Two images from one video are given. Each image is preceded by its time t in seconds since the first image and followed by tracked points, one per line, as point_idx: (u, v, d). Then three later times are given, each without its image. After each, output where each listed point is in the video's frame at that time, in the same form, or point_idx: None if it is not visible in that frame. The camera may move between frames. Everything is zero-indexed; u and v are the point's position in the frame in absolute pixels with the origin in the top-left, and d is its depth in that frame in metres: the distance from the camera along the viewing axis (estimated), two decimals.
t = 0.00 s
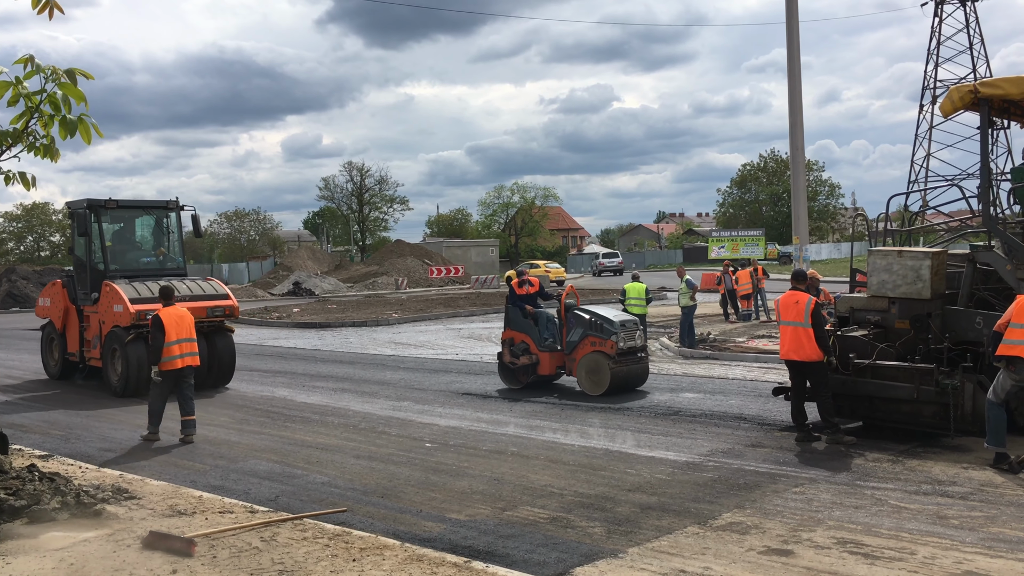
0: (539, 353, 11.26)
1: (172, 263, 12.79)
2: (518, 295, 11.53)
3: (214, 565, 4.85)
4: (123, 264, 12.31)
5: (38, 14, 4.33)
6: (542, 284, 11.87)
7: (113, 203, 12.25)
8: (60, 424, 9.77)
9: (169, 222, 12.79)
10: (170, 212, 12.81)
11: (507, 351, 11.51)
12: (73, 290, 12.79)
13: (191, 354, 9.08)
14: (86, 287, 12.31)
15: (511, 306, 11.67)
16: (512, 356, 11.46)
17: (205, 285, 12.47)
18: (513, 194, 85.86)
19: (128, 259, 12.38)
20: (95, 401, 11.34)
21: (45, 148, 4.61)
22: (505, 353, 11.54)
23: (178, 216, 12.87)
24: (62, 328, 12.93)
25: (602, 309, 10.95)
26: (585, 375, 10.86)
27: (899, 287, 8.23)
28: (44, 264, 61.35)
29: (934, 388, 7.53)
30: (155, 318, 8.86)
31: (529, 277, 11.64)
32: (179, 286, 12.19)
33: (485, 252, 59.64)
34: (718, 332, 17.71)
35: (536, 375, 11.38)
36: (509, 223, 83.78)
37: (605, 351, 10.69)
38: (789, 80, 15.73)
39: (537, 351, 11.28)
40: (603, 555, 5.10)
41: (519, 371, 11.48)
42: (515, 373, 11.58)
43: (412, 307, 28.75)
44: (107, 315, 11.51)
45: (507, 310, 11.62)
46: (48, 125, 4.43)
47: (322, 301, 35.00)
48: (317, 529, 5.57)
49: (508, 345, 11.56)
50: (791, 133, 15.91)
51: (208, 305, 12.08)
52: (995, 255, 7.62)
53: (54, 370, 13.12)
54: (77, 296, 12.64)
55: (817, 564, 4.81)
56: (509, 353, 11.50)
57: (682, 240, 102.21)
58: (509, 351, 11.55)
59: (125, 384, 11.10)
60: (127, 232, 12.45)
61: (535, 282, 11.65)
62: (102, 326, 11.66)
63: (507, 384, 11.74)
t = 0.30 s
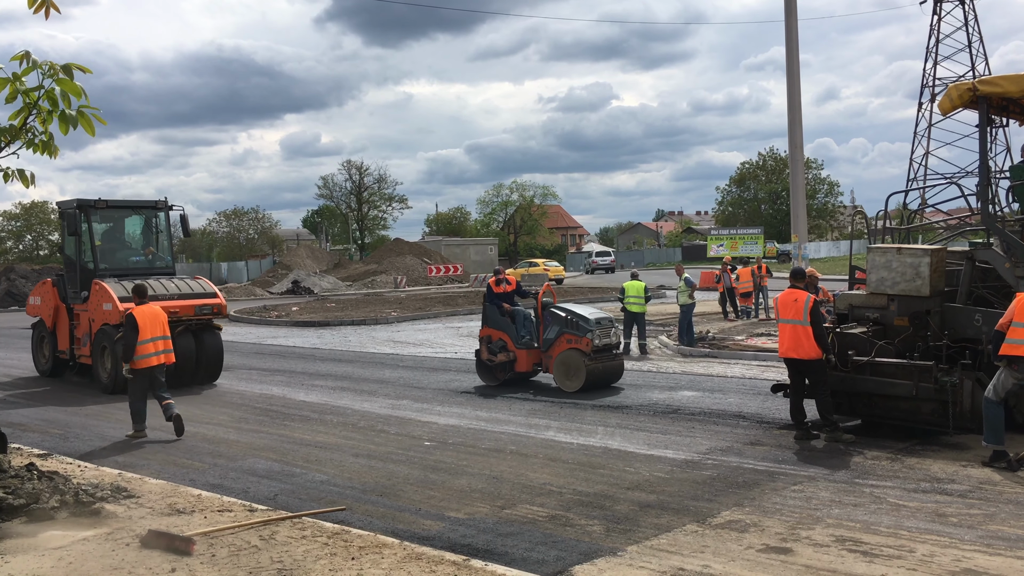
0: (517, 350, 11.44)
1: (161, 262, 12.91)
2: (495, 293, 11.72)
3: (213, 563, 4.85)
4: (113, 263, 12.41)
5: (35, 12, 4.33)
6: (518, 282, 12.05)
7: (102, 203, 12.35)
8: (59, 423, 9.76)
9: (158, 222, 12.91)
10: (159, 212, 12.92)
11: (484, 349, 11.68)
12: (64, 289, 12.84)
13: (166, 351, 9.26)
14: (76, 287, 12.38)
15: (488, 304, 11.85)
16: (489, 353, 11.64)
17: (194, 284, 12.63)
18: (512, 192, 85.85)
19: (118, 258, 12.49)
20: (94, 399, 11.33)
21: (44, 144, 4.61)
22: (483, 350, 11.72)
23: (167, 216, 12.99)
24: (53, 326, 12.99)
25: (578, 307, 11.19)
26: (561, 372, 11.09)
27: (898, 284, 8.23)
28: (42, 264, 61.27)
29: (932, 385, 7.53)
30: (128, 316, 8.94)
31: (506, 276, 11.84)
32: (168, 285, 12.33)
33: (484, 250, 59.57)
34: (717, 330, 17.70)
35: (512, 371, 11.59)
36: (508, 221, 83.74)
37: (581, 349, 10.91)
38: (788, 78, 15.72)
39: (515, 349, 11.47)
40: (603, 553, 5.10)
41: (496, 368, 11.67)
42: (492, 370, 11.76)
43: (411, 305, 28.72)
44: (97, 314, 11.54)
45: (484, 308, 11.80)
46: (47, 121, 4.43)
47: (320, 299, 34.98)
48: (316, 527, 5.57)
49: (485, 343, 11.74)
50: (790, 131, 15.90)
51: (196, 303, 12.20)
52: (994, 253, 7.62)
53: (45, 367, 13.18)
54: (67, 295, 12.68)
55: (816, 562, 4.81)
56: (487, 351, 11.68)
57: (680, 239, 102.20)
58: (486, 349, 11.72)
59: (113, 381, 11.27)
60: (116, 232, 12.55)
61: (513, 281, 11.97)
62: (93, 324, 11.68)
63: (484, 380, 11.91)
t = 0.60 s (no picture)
0: (494, 348, 11.64)
1: (150, 261, 12.97)
2: (474, 292, 11.94)
3: (212, 562, 4.84)
4: (102, 263, 12.49)
5: (33, 13, 4.33)
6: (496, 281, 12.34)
7: (91, 203, 12.39)
8: (58, 422, 9.75)
9: (147, 222, 12.96)
10: (148, 212, 12.97)
11: (462, 346, 11.88)
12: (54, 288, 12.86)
13: (141, 350, 9.38)
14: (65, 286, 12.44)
15: (467, 303, 12.06)
16: (468, 351, 11.83)
17: (184, 283, 12.67)
18: (511, 191, 85.85)
19: (107, 258, 12.56)
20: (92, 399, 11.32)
21: (44, 141, 4.60)
22: (462, 348, 11.90)
23: (155, 216, 13.03)
24: (43, 325, 13.03)
25: (555, 306, 11.43)
26: (538, 369, 11.31)
27: (898, 281, 8.24)
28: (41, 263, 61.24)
29: (931, 382, 7.53)
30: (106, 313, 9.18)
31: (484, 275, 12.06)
32: (157, 284, 12.39)
33: (483, 249, 59.51)
34: (716, 328, 17.72)
35: (490, 369, 11.78)
36: (507, 220, 83.74)
37: (557, 346, 11.14)
38: (787, 77, 15.72)
39: (493, 346, 11.67)
40: (602, 551, 5.10)
41: (474, 366, 11.86)
42: (470, 368, 11.95)
43: (411, 304, 28.73)
44: (85, 313, 11.55)
45: (463, 307, 12.01)
46: (47, 117, 4.42)
47: (319, 298, 34.97)
48: (316, 526, 5.57)
49: (464, 341, 11.94)
50: (788, 129, 15.90)
51: (184, 302, 12.25)
52: (993, 251, 7.62)
53: (36, 365, 13.26)
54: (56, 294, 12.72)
55: (815, 560, 4.81)
56: (465, 348, 11.87)
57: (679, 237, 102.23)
58: (464, 347, 11.92)
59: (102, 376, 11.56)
60: (105, 231, 12.61)
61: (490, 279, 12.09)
62: (82, 322, 11.68)
63: (463, 378, 12.09)
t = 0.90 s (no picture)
0: (473, 346, 11.78)
1: (139, 261, 13.08)
2: (451, 291, 12.06)
3: (210, 562, 4.84)
4: (91, 262, 12.60)
5: (31, 11, 4.32)
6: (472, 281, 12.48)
7: (80, 204, 12.51)
8: (56, 422, 9.73)
9: (136, 223, 13.07)
10: (136, 213, 13.08)
11: (440, 345, 11.97)
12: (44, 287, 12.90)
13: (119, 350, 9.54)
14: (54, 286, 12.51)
15: (444, 302, 12.17)
16: (446, 350, 11.93)
17: (171, 283, 12.78)
18: (510, 190, 85.84)
19: (96, 258, 12.68)
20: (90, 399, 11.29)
21: (43, 141, 4.60)
22: (439, 347, 12.00)
23: (144, 217, 13.14)
24: (33, 324, 13.07)
25: (532, 305, 11.66)
26: (516, 366, 11.49)
27: (897, 279, 8.24)
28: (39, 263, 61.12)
29: (930, 380, 7.54)
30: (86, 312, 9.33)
31: (461, 275, 12.19)
32: (144, 284, 12.52)
33: (482, 248, 59.46)
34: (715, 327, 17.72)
35: (469, 367, 11.91)
36: (505, 220, 83.73)
37: (535, 344, 11.36)
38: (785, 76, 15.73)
39: (471, 345, 11.81)
40: (601, 550, 5.10)
41: (453, 365, 11.98)
42: (448, 366, 12.06)
43: (410, 303, 28.70)
44: (74, 311, 11.59)
45: (440, 306, 12.12)
46: (46, 118, 4.41)
47: (317, 298, 34.93)
48: (315, 525, 5.57)
49: (442, 340, 12.03)
50: (786, 129, 15.91)
51: (172, 300, 12.38)
52: (991, 250, 7.62)
53: (26, 363, 13.33)
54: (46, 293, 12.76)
55: (814, 559, 4.82)
56: (443, 347, 11.97)
57: (677, 237, 102.29)
58: (442, 346, 12.01)
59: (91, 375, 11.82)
60: (94, 232, 12.72)
61: (467, 279, 12.26)
62: (71, 321, 11.70)
63: (440, 377, 12.20)
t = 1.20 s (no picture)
0: (450, 346, 11.93)
1: (127, 261, 13.23)
2: (428, 292, 12.18)
3: (208, 562, 4.84)
4: (80, 263, 12.71)
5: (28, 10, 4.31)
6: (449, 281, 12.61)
7: (69, 205, 12.59)
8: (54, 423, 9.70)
9: (124, 223, 13.21)
10: (124, 214, 13.23)
11: (418, 345, 12.08)
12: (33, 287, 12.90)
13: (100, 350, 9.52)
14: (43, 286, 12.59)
15: (421, 303, 12.29)
16: (424, 350, 12.05)
17: (159, 283, 12.94)
18: (508, 190, 85.80)
19: (85, 258, 12.79)
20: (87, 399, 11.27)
21: (40, 142, 4.59)
22: (417, 347, 12.11)
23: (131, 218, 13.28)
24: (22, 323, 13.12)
25: (509, 304, 11.82)
26: (493, 365, 11.68)
27: (895, 278, 8.25)
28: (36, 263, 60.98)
29: (927, 379, 7.54)
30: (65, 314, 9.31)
31: (438, 275, 12.31)
32: (132, 283, 12.67)
33: (480, 248, 59.38)
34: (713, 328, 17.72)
35: (446, 366, 12.06)
36: (503, 219, 83.73)
37: (512, 343, 11.53)
38: (783, 75, 15.74)
39: (448, 344, 11.95)
40: (599, 550, 5.10)
41: (430, 364, 12.13)
42: (425, 365, 12.22)
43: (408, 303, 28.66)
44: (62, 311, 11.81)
45: (417, 306, 12.24)
46: (44, 119, 4.40)
47: (316, 298, 34.90)
48: (312, 525, 5.57)
49: (420, 340, 12.16)
50: (785, 129, 15.92)
51: (160, 300, 12.55)
52: (988, 249, 7.63)
53: (16, 362, 13.39)
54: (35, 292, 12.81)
55: (812, 559, 4.83)
56: (421, 347, 12.09)
57: (675, 237, 102.31)
58: (420, 346, 12.13)
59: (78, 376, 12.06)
60: (83, 232, 12.82)
61: (443, 279, 12.38)
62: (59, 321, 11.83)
63: (417, 376, 12.34)
